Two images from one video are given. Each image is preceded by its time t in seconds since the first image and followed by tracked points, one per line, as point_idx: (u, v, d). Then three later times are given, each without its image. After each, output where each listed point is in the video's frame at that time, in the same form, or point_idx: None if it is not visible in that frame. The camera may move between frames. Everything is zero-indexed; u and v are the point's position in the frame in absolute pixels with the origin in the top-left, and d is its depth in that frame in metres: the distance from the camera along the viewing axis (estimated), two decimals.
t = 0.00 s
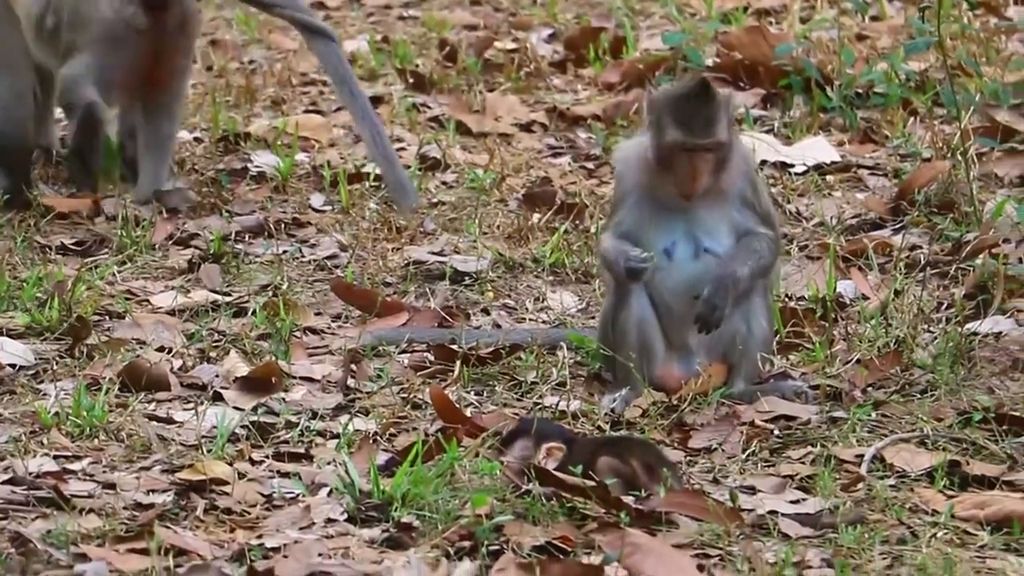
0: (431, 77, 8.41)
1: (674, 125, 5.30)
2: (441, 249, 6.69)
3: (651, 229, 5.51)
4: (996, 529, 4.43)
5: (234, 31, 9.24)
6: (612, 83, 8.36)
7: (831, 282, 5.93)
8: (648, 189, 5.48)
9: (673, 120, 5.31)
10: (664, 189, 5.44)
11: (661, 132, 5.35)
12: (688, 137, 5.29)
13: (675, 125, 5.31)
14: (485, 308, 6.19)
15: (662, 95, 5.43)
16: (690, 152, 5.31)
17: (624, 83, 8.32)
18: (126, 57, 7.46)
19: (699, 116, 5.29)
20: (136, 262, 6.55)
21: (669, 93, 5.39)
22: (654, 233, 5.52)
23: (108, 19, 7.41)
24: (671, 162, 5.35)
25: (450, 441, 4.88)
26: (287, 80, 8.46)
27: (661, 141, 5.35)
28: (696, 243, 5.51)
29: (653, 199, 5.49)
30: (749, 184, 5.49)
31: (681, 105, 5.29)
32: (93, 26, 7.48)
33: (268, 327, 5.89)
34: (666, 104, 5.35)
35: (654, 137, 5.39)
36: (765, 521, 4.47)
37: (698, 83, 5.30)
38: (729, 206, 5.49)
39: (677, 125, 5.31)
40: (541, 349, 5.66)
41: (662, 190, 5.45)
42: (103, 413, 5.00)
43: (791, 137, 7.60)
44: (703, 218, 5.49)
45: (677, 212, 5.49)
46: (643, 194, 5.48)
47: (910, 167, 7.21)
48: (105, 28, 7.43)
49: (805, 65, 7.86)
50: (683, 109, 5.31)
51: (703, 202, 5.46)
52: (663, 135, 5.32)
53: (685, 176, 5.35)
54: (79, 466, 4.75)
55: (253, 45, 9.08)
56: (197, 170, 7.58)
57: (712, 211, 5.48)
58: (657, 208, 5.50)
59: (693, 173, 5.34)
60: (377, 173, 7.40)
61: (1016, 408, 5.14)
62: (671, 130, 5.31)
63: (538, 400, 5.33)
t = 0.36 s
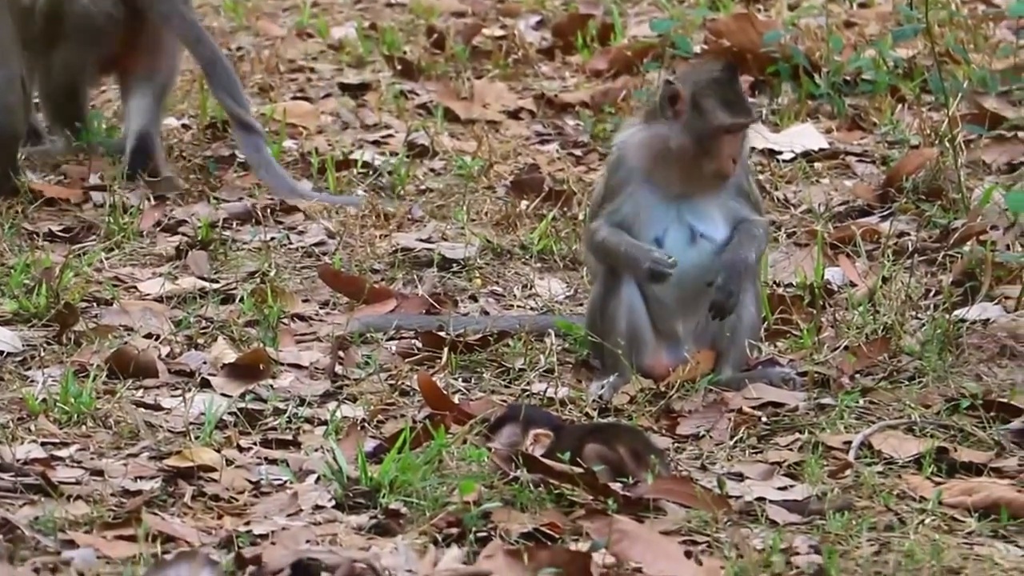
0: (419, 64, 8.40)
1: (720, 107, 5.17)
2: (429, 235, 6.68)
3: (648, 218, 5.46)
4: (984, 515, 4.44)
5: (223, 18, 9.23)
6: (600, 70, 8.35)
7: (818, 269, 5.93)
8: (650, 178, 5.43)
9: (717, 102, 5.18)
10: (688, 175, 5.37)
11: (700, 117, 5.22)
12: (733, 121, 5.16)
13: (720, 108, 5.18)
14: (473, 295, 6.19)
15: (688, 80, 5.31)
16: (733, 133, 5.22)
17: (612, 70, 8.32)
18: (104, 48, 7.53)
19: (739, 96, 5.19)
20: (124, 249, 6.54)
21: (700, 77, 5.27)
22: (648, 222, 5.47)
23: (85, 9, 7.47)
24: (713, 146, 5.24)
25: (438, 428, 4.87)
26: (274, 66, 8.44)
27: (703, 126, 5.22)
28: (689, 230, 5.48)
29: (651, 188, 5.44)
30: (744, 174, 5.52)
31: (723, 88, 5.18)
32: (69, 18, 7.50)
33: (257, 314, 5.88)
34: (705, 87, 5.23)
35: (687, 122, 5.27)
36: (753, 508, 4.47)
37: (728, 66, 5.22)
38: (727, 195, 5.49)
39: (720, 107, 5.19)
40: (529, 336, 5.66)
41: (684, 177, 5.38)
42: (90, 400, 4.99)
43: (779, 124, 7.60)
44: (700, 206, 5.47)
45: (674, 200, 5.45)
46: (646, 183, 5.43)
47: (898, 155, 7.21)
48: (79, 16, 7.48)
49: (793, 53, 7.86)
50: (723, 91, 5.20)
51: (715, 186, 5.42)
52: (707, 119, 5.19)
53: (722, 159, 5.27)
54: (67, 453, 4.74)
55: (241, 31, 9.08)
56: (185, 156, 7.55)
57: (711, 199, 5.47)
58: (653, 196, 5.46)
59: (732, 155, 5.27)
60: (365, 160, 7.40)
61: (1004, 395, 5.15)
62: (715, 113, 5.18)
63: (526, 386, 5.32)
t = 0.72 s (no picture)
0: (397, 51, 8.38)
1: (721, 90, 5.23)
2: (408, 223, 6.67)
3: (632, 205, 5.43)
4: (961, 502, 4.44)
5: (202, 6, 9.23)
6: (579, 57, 8.35)
7: (797, 256, 5.93)
8: (638, 165, 5.38)
9: (718, 84, 5.24)
10: (683, 159, 5.35)
11: (700, 99, 5.24)
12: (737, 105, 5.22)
13: (721, 90, 5.24)
14: (451, 283, 6.17)
15: (682, 64, 5.31)
16: (732, 115, 5.26)
17: (590, 57, 8.31)
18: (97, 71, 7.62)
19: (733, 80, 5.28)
20: (103, 235, 6.52)
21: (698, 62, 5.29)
22: (631, 210, 5.43)
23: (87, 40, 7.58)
24: (714, 128, 5.25)
25: (416, 415, 4.86)
26: (253, 54, 8.42)
27: (703, 107, 5.24)
28: (671, 218, 5.46)
29: (637, 175, 5.40)
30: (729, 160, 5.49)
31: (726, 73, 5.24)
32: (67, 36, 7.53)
33: (235, 300, 5.86)
34: (704, 70, 5.27)
35: (686, 105, 5.26)
36: (731, 495, 4.47)
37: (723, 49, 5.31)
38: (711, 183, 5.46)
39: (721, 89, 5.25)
40: (507, 323, 5.65)
41: (677, 161, 5.36)
42: (68, 387, 4.97)
43: (757, 111, 7.60)
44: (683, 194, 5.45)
45: (659, 187, 5.42)
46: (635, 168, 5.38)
47: (877, 141, 7.22)
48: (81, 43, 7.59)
49: (772, 40, 7.86)
50: (720, 75, 5.27)
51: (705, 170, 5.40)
52: (709, 100, 5.22)
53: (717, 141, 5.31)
54: (44, 440, 4.73)
55: (219, 18, 9.07)
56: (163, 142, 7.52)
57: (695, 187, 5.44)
58: (638, 183, 5.41)
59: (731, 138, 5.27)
60: (344, 147, 7.38)
61: (982, 381, 5.16)
62: (717, 95, 5.23)
63: (504, 373, 5.32)
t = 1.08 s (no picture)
0: (351, 44, 8.34)
1: (675, 73, 5.23)
2: (361, 217, 6.64)
3: (586, 199, 5.43)
4: (914, 495, 4.45)
5: None
6: (532, 50, 8.34)
7: (750, 250, 5.94)
8: (594, 158, 5.36)
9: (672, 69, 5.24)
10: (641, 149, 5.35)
11: (657, 86, 5.24)
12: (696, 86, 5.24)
13: (675, 74, 5.23)
14: (405, 277, 6.15)
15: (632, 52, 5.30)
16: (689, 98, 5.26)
17: (544, 51, 8.30)
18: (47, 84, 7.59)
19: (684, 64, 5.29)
20: (54, 230, 6.46)
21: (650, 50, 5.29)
22: (586, 204, 5.43)
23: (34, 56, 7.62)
24: (673, 113, 5.25)
25: (370, 409, 4.84)
26: (206, 47, 8.38)
27: (661, 94, 5.23)
28: (624, 213, 5.47)
29: (594, 168, 5.38)
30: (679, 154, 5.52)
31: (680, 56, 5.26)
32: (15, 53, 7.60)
33: (188, 293, 5.83)
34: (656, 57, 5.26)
35: (644, 94, 5.24)
36: (684, 488, 4.47)
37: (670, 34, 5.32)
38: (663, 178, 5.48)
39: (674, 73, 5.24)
40: (460, 316, 5.64)
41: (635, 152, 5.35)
42: (19, 380, 4.92)
43: (711, 104, 7.61)
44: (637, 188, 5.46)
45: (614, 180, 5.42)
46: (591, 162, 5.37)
47: (830, 135, 7.23)
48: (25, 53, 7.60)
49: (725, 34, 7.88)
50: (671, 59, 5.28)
51: (658, 160, 5.41)
52: (665, 84, 5.21)
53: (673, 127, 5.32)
54: None
55: (172, 12, 9.04)
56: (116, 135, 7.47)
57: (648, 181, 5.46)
58: (593, 177, 5.40)
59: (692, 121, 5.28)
60: (297, 141, 7.35)
61: (934, 375, 5.17)
62: (672, 79, 5.23)
63: (458, 367, 5.30)
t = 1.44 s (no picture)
0: (314, 40, 8.32)
1: (645, 62, 5.26)
2: (324, 212, 6.62)
3: (552, 197, 5.39)
4: (877, 491, 4.46)
5: None
6: (496, 46, 8.34)
7: (714, 245, 5.94)
8: (562, 154, 5.32)
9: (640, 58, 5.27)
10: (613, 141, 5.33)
11: (631, 75, 5.23)
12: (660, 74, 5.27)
13: (644, 63, 5.26)
14: (367, 273, 6.13)
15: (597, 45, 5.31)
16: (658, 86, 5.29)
17: (507, 47, 8.30)
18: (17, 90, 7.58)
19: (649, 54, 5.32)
20: (17, 226, 6.42)
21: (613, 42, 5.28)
22: (552, 201, 5.40)
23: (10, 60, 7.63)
24: (646, 102, 5.24)
25: (333, 405, 4.82)
26: (168, 43, 8.35)
27: (636, 82, 5.22)
28: (588, 209, 5.45)
29: (561, 165, 5.35)
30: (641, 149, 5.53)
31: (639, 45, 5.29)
32: None
33: (150, 291, 5.80)
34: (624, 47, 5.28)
35: (618, 86, 5.22)
36: (647, 484, 4.46)
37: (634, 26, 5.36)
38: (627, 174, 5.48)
39: (643, 62, 5.27)
40: (424, 313, 5.62)
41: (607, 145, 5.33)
42: None
43: (674, 100, 7.62)
44: (601, 183, 5.44)
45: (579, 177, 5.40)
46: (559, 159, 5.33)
47: (793, 131, 7.24)
48: None
49: (688, 29, 7.90)
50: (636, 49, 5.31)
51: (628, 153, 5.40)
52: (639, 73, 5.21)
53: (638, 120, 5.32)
54: None
55: (134, 8, 9.02)
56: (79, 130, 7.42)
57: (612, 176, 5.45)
58: (560, 175, 5.37)
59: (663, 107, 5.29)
60: (260, 137, 7.33)
61: (897, 370, 5.18)
62: (642, 67, 5.24)
63: (422, 363, 5.28)
